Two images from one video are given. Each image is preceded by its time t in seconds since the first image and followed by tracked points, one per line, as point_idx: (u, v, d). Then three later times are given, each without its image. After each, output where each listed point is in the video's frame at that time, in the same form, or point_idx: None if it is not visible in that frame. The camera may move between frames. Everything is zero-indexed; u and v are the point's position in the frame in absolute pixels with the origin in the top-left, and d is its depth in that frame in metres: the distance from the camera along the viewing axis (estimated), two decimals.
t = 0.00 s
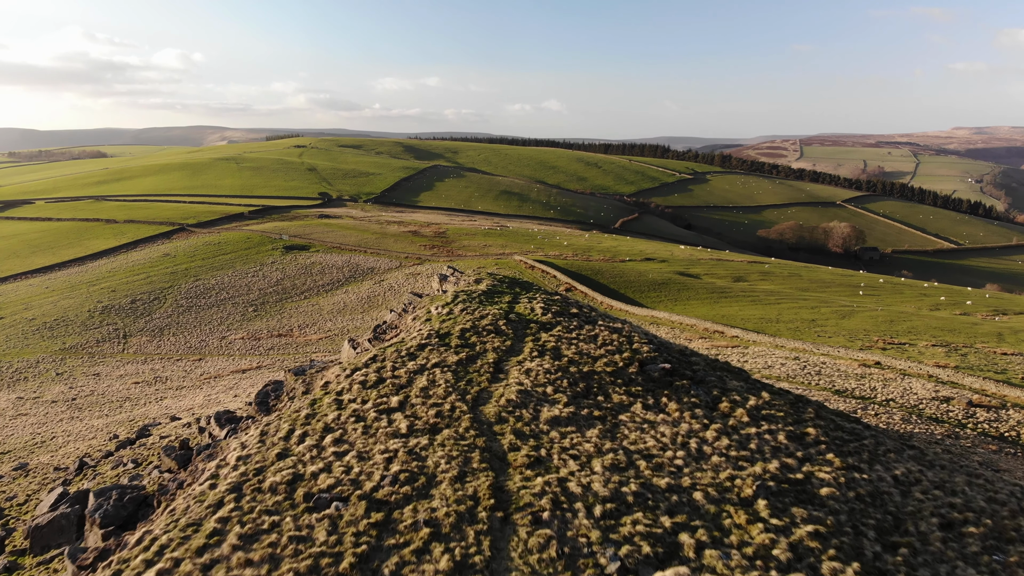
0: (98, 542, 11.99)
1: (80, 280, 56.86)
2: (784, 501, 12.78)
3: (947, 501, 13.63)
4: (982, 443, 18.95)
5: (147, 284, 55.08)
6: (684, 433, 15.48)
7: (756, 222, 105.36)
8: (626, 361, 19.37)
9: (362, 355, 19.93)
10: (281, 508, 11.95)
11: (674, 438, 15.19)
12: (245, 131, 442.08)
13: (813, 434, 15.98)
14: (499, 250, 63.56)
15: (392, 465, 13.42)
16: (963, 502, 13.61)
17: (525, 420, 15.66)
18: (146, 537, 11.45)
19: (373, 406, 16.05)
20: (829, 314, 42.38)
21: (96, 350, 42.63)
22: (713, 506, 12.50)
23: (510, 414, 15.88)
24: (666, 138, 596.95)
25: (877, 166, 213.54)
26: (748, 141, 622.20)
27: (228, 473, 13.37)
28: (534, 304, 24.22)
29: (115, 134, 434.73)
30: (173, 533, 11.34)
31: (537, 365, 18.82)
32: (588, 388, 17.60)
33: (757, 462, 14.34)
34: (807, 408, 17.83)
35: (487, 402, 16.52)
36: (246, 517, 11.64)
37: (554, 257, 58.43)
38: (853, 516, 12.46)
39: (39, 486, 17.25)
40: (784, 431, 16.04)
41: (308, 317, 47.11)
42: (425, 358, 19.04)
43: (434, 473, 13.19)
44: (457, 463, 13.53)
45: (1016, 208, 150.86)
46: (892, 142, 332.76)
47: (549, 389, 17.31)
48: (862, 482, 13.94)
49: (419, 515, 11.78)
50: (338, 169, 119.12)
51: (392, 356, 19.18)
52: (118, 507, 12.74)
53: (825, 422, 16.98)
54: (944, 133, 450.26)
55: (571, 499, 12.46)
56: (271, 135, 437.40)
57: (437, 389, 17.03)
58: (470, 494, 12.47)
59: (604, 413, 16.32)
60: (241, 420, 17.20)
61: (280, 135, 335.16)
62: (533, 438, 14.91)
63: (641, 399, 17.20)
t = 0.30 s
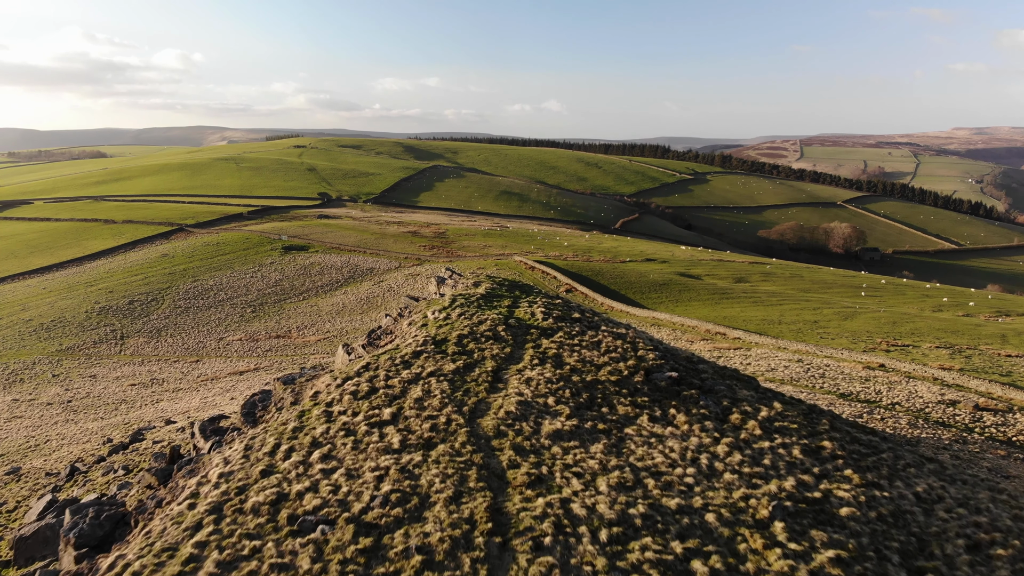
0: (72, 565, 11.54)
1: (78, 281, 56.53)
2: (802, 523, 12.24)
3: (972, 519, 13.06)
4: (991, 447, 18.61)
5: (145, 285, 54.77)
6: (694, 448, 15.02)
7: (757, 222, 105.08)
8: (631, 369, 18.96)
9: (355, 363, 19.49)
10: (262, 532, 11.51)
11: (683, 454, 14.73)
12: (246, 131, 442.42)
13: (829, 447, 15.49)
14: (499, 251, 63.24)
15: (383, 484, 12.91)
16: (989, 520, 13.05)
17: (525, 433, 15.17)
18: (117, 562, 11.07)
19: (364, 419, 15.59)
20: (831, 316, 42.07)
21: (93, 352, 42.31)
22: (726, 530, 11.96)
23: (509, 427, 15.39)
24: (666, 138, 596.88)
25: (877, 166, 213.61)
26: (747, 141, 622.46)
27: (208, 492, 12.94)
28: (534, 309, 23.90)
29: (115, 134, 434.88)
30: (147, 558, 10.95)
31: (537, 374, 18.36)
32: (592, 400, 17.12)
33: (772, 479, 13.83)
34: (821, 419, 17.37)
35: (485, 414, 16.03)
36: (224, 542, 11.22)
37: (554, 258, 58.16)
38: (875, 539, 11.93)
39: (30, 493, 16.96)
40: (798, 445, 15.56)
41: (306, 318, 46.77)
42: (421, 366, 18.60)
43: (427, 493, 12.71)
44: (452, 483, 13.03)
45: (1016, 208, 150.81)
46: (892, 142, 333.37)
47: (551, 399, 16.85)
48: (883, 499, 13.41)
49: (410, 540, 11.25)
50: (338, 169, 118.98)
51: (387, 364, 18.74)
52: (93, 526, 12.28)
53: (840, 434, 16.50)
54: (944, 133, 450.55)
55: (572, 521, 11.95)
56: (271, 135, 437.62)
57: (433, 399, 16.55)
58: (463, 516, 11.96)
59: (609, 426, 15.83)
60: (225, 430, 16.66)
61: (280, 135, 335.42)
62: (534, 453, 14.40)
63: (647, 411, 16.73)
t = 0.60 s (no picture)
0: None
1: (75, 282, 56.13)
2: (823, 549, 11.61)
3: (1001, 539, 12.42)
4: (999, 452, 18.26)
5: (143, 285, 54.41)
6: (704, 463, 14.49)
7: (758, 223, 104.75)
8: (637, 379, 18.54)
9: (346, 372, 19.10)
10: (241, 558, 11.01)
11: (693, 470, 14.20)
12: (246, 131, 442.67)
13: (847, 462, 14.90)
14: (499, 251, 62.90)
15: (373, 506, 12.34)
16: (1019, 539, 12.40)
17: (526, 449, 14.66)
18: None
19: (354, 433, 15.09)
20: (834, 317, 41.71)
21: (90, 352, 42.03)
22: (742, 555, 11.35)
23: (508, 442, 14.87)
24: (666, 138, 598.21)
25: (878, 166, 213.33)
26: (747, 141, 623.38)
27: (188, 513, 12.47)
28: (534, 314, 23.58)
29: (115, 134, 434.97)
30: None
31: (538, 384, 17.91)
32: (596, 412, 16.63)
33: (788, 499, 13.24)
34: (836, 430, 16.83)
35: (482, 428, 15.53)
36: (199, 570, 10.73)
37: (554, 258, 57.87)
38: (900, 564, 11.31)
39: (20, 499, 16.65)
40: (814, 459, 15.00)
41: (304, 319, 46.45)
42: (417, 375, 18.17)
43: (420, 516, 12.15)
44: (447, 504, 12.47)
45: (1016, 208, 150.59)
46: (892, 142, 334.20)
47: (553, 412, 16.39)
48: (906, 519, 12.80)
49: (400, 568, 10.68)
50: (338, 169, 118.75)
51: (381, 374, 18.32)
52: (67, 547, 11.92)
53: (857, 447, 15.95)
54: (944, 134, 451.15)
55: (574, 547, 11.37)
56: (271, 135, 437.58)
57: (429, 412, 16.07)
58: (457, 541, 11.39)
59: (615, 440, 15.32)
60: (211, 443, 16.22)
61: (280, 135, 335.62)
62: (534, 471, 13.90)
63: (654, 423, 16.25)
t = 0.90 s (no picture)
0: None
1: (72, 283, 55.73)
2: None
3: None
4: (1007, 457, 17.94)
5: (141, 286, 54.06)
6: (717, 481, 13.94)
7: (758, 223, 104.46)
8: (643, 388, 18.08)
9: (337, 382, 18.65)
10: None
11: (705, 488, 13.64)
12: (246, 131, 442.93)
13: (867, 478, 14.38)
14: (499, 252, 62.55)
15: (361, 531, 11.73)
16: None
17: (527, 465, 14.11)
18: None
19: (344, 448, 14.52)
20: (836, 318, 41.39)
21: (87, 354, 41.72)
22: None
23: (508, 458, 14.31)
24: (666, 138, 597.98)
25: (878, 167, 213.24)
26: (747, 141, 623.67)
27: (163, 536, 11.93)
28: (534, 318, 23.22)
29: (115, 134, 434.95)
30: None
31: (539, 394, 17.40)
32: (601, 425, 16.11)
33: (807, 521, 12.67)
34: (853, 443, 16.28)
35: (481, 443, 14.96)
36: None
37: (555, 259, 57.57)
38: None
39: (9, 507, 16.35)
40: (831, 476, 14.49)
41: (303, 320, 46.17)
42: (412, 385, 17.70)
43: (412, 542, 11.53)
44: (442, 528, 11.88)
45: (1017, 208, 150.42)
46: (891, 142, 334.63)
47: (555, 424, 15.85)
48: (932, 541, 12.24)
49: None
50: (337, 169, 118.56)
51: (374, 384, 17.87)
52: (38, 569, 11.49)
53: (876, 460, 15.44)
54: (944, 134, 451.11)
55: None
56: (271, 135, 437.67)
57: (424, 425, 15.52)
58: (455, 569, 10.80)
59: (622, 456, 14.75)
60: (194, 457, 15.79)
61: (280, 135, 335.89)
62: (535, 491, 13.28)
63: (663, 436, 15.74)
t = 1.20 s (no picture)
0: None
1: (69, 283, 55.37)
2: None
3: None
4: (1016, 462, 17.60)
5: (138, 287, 53.73)
6: (732, 501, 13.48)
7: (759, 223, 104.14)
8: (651, 399, 17.74)
9: (327, 392, 18.33)
10: None
11: (719, 509, 13.17)
12: (246, 132, 443.01)
13: (889, 497, 13.91)
14: (499, 252, 62.21)
15: (346, 560, 11.22)
16: None
17: (528, 485, 13.67)
18: None
19: (332, 465, 14.11)
20: (839, 319, 41.01)
21: (83, 355, 41.41)
22: None
23: (508, 477, 13.88)
24: (666, 138, 598.13)
25: (879, 167, 213.01)
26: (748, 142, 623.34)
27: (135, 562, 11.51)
28: (533, 324, 22.91)
29: (114, 134, 435.01)
30: None
31: (541, 406, 17.03)
32: (606, 439, 15.71)
33: (829, 544, 12.19)
34: (872, 457, 15.90)
35: (478, 459, 14.54)
36: None
37: (555, 259, 57.24)
38: None
39: None
40: (852, 494, 14.04)
41: (302, 321, 45.89)
42: (406, 396, 17.34)
43: (403, 570, 10.98)
44: (436, 554, 11.39)
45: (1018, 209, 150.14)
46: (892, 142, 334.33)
47: (558, 439, 15.45)
48: (962, 565, 11.72)
49: None
50: (337, 169, 118.29)
51: (365, 395, 17.53)
52: None
53: (897, 476, 15.00)
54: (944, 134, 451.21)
55: None
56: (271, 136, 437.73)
57: (417, 441, 15.10)
58: None
59: (629, 474, 14.30)
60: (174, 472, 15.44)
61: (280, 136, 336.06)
62: (537, 513, 12.78)
63: (673, 452, 15.36)
